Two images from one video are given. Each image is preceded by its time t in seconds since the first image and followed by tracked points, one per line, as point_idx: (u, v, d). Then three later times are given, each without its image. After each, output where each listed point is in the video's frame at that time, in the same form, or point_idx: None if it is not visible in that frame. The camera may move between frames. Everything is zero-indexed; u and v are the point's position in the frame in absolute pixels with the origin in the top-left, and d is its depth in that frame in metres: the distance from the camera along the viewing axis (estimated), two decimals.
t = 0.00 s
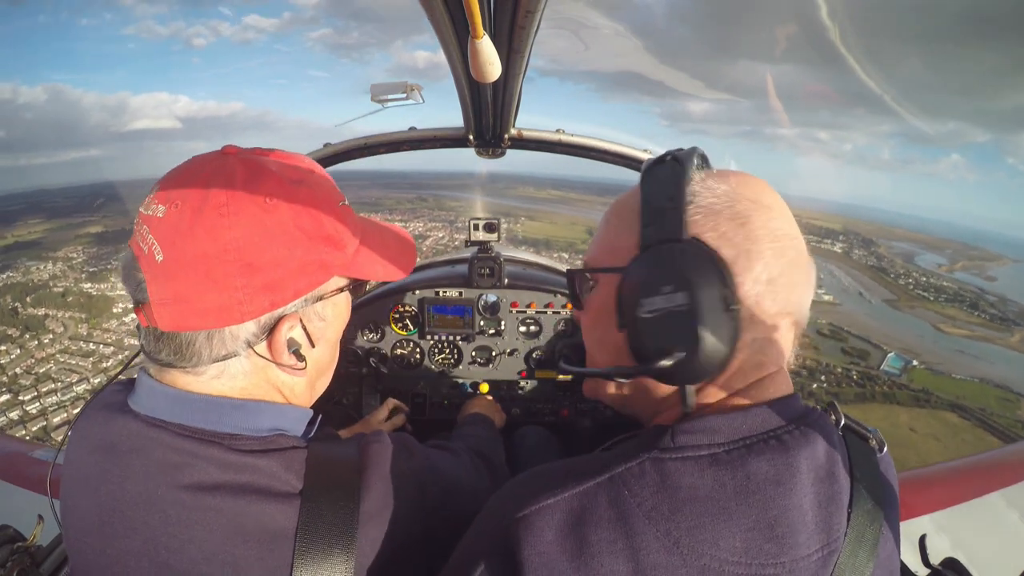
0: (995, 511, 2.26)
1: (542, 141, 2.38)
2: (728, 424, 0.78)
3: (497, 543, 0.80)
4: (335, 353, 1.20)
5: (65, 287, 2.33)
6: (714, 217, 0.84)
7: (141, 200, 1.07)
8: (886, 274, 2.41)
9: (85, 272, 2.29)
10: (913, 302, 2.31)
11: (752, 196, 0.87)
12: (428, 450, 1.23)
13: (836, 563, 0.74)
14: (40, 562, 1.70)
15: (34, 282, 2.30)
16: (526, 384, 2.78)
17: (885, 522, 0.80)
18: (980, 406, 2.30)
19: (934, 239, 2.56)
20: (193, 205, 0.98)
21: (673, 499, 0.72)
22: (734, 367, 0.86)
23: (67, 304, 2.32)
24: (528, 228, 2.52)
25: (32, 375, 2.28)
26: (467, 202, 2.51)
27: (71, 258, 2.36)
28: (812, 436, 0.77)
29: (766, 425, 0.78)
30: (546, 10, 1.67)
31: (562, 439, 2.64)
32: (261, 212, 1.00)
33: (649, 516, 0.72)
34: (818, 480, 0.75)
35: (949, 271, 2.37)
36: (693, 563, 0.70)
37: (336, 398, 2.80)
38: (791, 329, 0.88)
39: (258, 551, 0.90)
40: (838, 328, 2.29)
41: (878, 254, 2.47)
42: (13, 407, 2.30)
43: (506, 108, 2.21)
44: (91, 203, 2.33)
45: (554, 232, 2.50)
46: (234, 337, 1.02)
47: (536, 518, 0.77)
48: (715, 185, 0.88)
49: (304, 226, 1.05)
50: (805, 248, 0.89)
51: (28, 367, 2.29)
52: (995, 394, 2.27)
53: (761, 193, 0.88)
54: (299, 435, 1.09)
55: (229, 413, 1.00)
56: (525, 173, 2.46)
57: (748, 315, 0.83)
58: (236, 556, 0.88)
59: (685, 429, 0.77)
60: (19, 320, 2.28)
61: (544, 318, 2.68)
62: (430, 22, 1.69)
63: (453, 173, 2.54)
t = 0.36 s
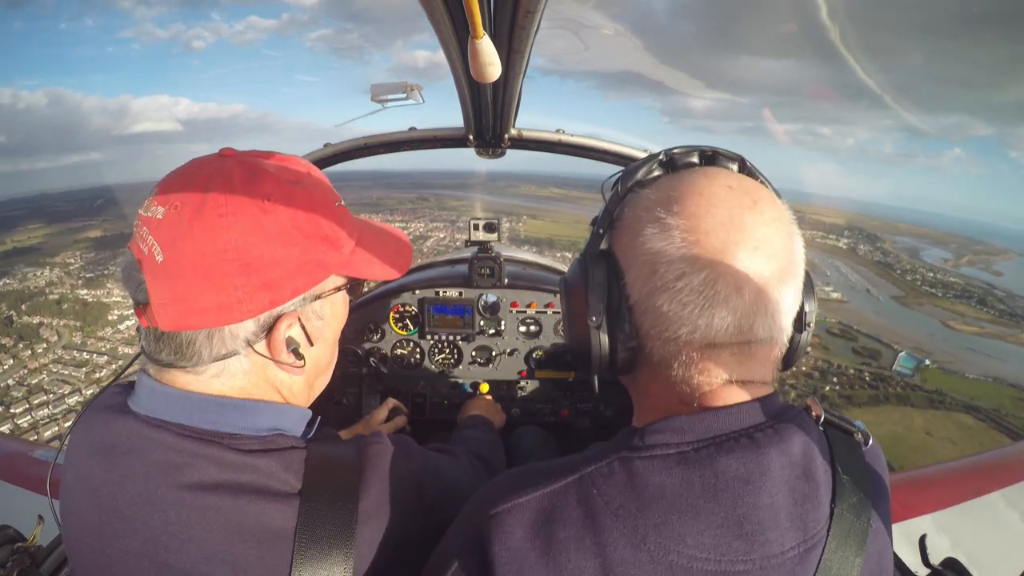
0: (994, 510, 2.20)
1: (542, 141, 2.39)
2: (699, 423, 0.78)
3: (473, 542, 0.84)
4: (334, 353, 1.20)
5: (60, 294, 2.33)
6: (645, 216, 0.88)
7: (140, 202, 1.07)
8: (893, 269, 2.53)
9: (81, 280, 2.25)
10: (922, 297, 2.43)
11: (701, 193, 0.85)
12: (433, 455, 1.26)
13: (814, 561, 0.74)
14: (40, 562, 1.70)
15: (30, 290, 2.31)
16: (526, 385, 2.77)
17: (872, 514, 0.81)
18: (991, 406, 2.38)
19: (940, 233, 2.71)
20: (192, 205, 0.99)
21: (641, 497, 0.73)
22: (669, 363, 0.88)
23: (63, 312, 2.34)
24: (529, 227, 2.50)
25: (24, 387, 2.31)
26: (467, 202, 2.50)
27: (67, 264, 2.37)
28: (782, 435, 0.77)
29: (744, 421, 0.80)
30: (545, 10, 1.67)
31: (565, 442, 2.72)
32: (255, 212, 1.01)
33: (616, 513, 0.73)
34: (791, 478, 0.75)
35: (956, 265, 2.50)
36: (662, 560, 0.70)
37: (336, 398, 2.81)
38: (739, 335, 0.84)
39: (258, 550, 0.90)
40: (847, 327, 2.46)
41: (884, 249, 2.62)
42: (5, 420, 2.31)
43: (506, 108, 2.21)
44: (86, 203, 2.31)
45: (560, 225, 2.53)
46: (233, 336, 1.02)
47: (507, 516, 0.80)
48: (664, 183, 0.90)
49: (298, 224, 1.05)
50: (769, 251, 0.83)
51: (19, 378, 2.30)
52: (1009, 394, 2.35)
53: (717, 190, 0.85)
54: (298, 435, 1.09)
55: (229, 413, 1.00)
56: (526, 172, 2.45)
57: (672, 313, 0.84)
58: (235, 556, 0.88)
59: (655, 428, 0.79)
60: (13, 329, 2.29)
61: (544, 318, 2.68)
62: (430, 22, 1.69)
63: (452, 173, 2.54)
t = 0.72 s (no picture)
0: (994, 510, 2.21)
1: (542, 140, 2.39)
2: (696, 423, 0.79)
3: (470, 540, 0.85)
4: (341, 346, 1.21)
5: (55, 304, 2.33)
6: (634, 221, 0.90)
7: (144, 204, 1.08)
8: (898, 266, 2.43)
9: (79, 288, 2.32)
10: (928, 296, 2.37)
11: (691, 200, 0.85)
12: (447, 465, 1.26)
13: (812, 560, 0.75)
14: (40, 562, 1.70)
15: (26, 300, 2.33)
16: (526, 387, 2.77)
17: (871, 514, 0.81)
18: (1005, 407, 2.34)
19: (942, 227, 2.59)
20: (200, 205, 0.99)
21: (636, 495, 0.74)
22: (656, 369, 0.89)
23: (56, 323, 2.36)
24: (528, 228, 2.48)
25: (15, 403, 2.37)
26: (467, 203, 2.51)
27: (64, 274, 2.38)
28: (781, 436, 0.78)
29: (744, 423, 0.81)
30: (545, 10, 1.68)
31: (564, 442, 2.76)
32: (258, 210, 1.01)
33: (610, 511, 0.75)
34: (789, 478, 0.76)
35: (959, 261, 2.43)
36: (655, 559, 0.71)
37: (336, 398, 2.83)
38: (725, 346, 0.84)
39: (264, 550, 0.91)
40: (856, 328, 2.35)
41: (886, 246, 2.49)
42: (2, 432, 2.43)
43: (506, 108, 2.22)
44: (104, 208, 2.38)
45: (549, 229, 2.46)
46: (243, 333, 1.03)
47: (503, 511, 0.82)
48: (658, 188, 0.91)
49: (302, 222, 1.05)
50: (759, 260, 0.82)
51: (12, 393, 2.37)
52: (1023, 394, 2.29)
53: (708, 196, 0.85)
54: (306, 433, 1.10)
55: (236, 410, 1.00)
56: (525, 172, 2.51)
57: (656, 320, 0.86)
58: (240, 555, 0.89)
59: (653, 427, 0.80)
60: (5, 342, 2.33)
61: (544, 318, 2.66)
62: (430, 22, 1.70)
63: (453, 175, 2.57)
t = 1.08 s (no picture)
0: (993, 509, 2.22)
1: (542, 141, 2.40)
2: (682, 421, 0.80)
3: (456, 540, 0.87)
4: (345, 354, 1.21)
5: (43, 313, 2.38)
6: (612, 218, 0.90)
7: (149, 201, 1.08)
8: (898, 266, 2.42)
9: (68, 297, 2.36)
10: (930, 296, 2.33)
11: (669, 197, 0.85)
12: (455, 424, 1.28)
13: (801, 555, 0.75)
14: (40, 563, 1.72)
15: (14, 309, 2.37)
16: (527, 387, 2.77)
17: (863, 509, 0.82)
18: (1014, 412, 2.34)
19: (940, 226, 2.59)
20: (203, 207, 1.00)
21: (620, 493, 0.75)
22: (634, 365, 0.90)
23: (45, 333, 2.39)
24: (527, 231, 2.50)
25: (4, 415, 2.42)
26: (466, 206, 2.51)
27: (55, 282, 2.40)
28: (766, 433, 0.78)
29: (727, 421, 0.81)
30: (545, 10, 1.69)
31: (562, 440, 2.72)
32: (254, 212, 1.01)
33: (594, 509, 0.75)
34: (774, 474, 0.76)
35: (959, 261, 2.41)
36: (639, 556, 0.72)
37: (335, 398, 2.84)
38: (700, 344, 0.84)
39: (265, 548, 0.92)
40: (860, 331, 2.37)
41: (885, 246, 2.48)
42: None
43: (506, 108, 2.22)
44: (114, 210, 2.40)
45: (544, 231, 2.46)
46: (245, 339, 1.04)
47: (488, 511, 0.83)
48: (638, 185, 0.91)
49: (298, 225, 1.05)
50: (735, 257, 0.82)
51: None
52: None
53: (686, 193, 0.85)
54: (304, 431, 1.11)
55: (237, 412, 1.00)
56: (530, 174, 2.52)
57: (632, 317, 0.87)
58: (242, 554, 0.90)
59: (636, 425, 0.80)
60: None
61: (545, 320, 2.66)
62: (430, 22, 1.70)
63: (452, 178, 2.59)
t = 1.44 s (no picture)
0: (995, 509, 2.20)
1: (542, 141, 2.40)
2: (652, 430, 0.80)
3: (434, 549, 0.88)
4: (324, 343, 1.21)
5: (42, 340, 2.36)
6: (563, 233, 0.91)
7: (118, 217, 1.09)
8: (904, 251, 2.25)
9: (66, 323, 2.35)
10: (938, 279, 2.17)
11: (616, 209, 0.85)
12: (443, 400, 1.29)
13: (781, 560, 0.74)
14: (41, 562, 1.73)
15: (14, 335, 2.36)
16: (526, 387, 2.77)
17: (845, 503, 0.83)
18: None
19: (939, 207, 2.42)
20: (168, 217, 1.01)
21: (591, 502, 0.76)
22: (596, 376, 0.91)
23: (41, 361, 2.35)
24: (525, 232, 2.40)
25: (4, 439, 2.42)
26: (462, 211, 2.52)
27: (53, 307, 2.41)
28: (740, 439, 0.78)
29: (705, 427, 0.81)
30: (546, 10, 1.69)
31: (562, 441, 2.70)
32: (218, 213, 1.02)
33: (566, 519, 0.76)
34: (748, 479, 0.76)
35: (963, 242, 2.23)
36: (611, 565, 0.73)
37: (335, 399, 2.83)
38: (655, 355, 0.84)
39: (254, 539, 0.92)
40: (873, 319, 2.15)
41: (889, 230, 2.33)
42: None
43: (506, 109, 2.23)
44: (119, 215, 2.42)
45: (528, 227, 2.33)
46: (221, 330, 1.04)
47: (462, 521, 0.85)
48: (588, 197, 0.92)
49: (263, 224, 1.06)
50: (685, 267, 0.82)
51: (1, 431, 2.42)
52: None
53: (634, 205, 0.84)
54: (290, 424, 1.11)
55: (221, 406, 1.01)
56: (527, 175, 2.49)
57: (587, 330, 0.88)
58: (232, 547, 0.91)
59: (609, 434, 0.81)
60: None
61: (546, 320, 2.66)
62: (430, 22, 1.70)
63: (448, 181, 2.61)
